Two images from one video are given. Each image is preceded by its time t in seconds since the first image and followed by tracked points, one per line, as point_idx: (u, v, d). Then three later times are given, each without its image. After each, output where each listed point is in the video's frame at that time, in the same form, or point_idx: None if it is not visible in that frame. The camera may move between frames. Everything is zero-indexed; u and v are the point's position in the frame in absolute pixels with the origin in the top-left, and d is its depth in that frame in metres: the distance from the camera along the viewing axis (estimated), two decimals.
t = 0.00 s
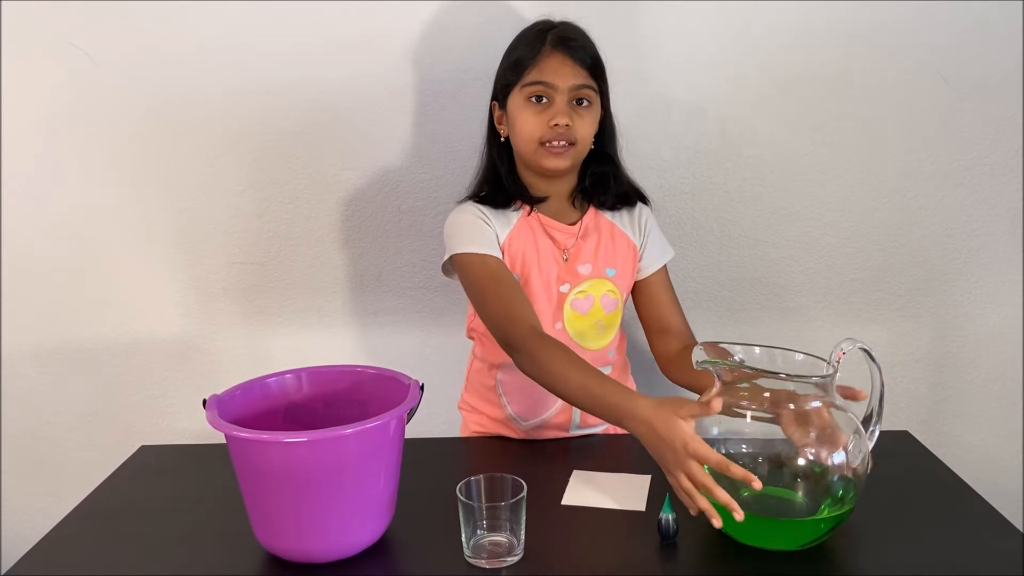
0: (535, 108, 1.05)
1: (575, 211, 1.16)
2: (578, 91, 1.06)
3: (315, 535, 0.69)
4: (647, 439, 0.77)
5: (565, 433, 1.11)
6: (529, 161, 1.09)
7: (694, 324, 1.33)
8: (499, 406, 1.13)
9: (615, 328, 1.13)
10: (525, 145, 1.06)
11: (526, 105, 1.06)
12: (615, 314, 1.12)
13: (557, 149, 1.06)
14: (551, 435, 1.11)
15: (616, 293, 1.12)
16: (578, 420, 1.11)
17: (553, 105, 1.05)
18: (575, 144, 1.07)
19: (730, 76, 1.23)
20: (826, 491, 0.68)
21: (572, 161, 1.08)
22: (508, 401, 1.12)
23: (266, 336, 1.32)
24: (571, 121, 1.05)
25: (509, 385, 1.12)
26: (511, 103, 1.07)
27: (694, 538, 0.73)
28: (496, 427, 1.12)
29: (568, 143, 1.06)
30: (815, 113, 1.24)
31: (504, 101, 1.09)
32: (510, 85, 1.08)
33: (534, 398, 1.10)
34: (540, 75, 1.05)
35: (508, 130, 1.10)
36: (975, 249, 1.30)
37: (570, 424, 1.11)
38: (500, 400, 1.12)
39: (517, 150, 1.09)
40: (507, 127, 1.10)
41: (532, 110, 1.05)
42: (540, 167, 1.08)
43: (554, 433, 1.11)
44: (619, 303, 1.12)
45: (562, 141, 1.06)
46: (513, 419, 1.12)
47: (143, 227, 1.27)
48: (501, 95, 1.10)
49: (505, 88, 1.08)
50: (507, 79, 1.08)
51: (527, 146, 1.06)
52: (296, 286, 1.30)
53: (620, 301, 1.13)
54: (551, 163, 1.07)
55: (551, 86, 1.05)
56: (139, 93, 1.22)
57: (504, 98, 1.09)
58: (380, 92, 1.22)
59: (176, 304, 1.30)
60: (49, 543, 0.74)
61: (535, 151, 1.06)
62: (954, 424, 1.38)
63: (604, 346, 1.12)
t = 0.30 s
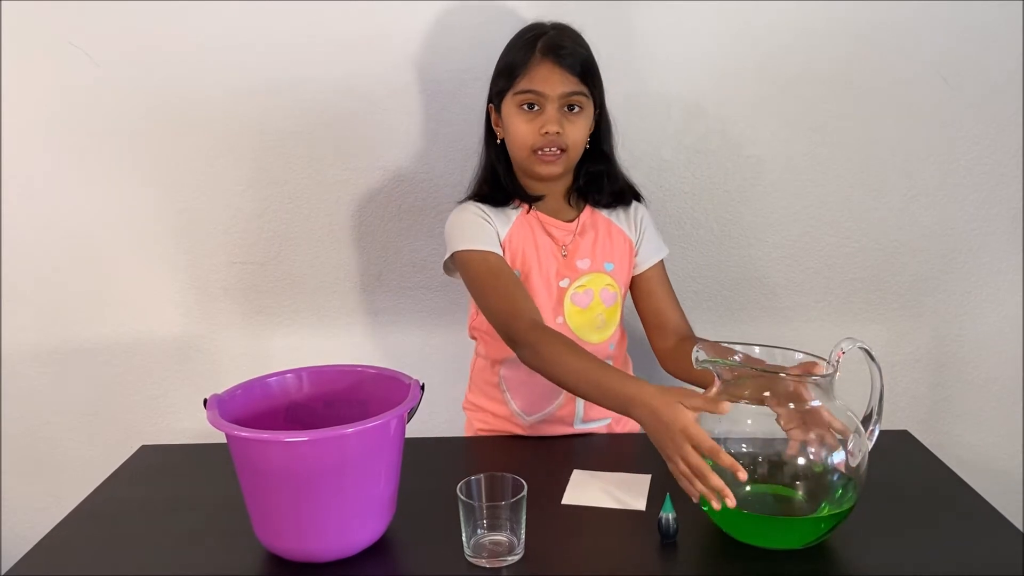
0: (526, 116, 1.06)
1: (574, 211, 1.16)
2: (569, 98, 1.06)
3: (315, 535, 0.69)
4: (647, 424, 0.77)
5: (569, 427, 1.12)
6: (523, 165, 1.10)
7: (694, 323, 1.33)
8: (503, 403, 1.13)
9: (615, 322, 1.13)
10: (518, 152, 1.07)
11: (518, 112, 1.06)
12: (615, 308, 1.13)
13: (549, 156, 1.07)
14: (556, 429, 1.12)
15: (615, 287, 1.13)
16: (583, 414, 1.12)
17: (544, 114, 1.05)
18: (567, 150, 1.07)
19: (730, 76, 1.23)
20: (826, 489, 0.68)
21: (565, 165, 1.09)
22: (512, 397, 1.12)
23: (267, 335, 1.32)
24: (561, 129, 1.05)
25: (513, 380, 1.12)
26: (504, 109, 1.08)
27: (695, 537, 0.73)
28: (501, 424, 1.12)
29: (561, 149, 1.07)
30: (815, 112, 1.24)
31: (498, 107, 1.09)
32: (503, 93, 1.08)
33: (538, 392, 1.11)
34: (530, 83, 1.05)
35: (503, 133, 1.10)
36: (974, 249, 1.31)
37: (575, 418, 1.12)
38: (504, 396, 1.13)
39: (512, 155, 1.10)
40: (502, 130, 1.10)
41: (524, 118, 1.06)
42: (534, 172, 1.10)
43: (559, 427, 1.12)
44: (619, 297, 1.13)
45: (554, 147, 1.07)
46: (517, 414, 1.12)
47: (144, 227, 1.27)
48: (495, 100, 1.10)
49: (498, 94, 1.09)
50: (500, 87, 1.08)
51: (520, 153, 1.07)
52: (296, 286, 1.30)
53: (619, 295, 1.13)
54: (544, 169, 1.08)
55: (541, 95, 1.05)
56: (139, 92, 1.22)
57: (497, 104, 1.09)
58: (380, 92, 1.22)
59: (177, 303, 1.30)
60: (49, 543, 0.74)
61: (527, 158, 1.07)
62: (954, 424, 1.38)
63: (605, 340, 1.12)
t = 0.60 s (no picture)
0: (527, 110, 1.06)
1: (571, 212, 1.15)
2: (571, 94, 1.05)
3: (317, 535, 0.69)
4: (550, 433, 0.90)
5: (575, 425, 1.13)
6: (522, 159, 1.10)
7: (694, 324, 1.34)
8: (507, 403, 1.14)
9: (615, 320, 1.14)
10: (518, 144, 1.07)
11: (519, 106, 1.06)
12: (614, 306, 1.13)
13: (548, 150, 1.06)
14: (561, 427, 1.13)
15: (614, 284, 1.13)
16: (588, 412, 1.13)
17: (544, 108, 1.05)
18: (566, 146, 1.07)
19: (730, 76, 1.23)
20: (827, 489, 0.68)
21: (564, 161, 1.08)
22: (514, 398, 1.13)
23: (268, 335, 1.32)
24: (560, 122, 1.05)
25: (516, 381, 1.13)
26: (507, 103, 1.08)
27: (696, 536, 0.73)
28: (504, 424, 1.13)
29: (559, 144, 1.06)
30: (815, 111, 1.25)
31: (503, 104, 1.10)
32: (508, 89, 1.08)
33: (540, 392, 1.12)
34: (532, 79, 1.06)
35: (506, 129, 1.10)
36: (974, 249, 1.31)
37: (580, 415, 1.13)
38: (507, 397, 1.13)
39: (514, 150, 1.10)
40: (505, 126, 1.11)
41: (524, 111, 1.06)
42: (533, 166, 1.09)
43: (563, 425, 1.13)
44: (618, 295, 1.14)
45: (553, 141, 1.06)
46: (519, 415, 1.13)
47: (145, 226, 1.27)
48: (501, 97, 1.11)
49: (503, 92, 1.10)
50: (505, 84, 1.09)
51: (519, 145, 1.07)
52: (297, 286, 1.30)
53: (618, 293, 1.14)
54: (542, 163, 1.07)
55: (542, 90, 1.05)
56: (139, 92, 1.22)
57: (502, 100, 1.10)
58: (381, 91, 1.23)
59: (178, 303, 1.30)
60: (51, 543, 0.75)
61: (526, 152, 1.07)
62: (954, 424, 1.39)
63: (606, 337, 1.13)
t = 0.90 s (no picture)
0: (523, 118, 1.05)
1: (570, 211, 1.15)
2: (567, 102, 1.04)
3: (319, 534, 0.70)
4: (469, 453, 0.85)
5: (560, 422, 1.14)
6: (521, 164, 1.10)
7: (695, 323, 1.34)
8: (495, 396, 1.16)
9: (607, 319, 1.14)
10: (517, 152, 1.08)
11: (515, 114, 1.06)
12: (607, 306, 1.13)
13: (546, 159, 1.07)
14: (545, 424, 1.14)
15: (608, 284, 1.13)
16: (575, 409, 1.14)
17: (540, 117, 1.05)
18: (563, 153, 1.07)
19: (731, 75, 1.23)
20: (828, 488, 0.69)
21: (562, 167, 1.09)
22: (503, 392, 1.15)
23: (269, 335, 1.32)
24: (557, 132, 1.05)
25: (504, 376, 1.14)
26: (505, 108, 1.08)
27: (698, 535, 0.73)
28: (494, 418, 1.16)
29: (557, 153, 1.07)
30: (815, 111, 1.25)
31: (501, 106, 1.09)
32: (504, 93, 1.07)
33: (527, 387, 1.13)
34: (528, 87, 1.05)
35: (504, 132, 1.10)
36: (974, 248, 1.31)
37: (565, 413, 1.14)
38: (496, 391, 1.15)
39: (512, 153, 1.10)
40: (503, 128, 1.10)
41: (521, 120, 1.05)
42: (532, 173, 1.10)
43: (549, 422, 1.14)
44: (611, 294, 1.14)
45: (551, 150, 1.06)
46: (507, 409, 1.15)
47: (146, 226, 1.27)
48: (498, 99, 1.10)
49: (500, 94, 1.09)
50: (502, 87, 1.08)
51: (518, 153, 1.08)
52: (298, 286, 1.30)
53: (612, 293, 1.14)
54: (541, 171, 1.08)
55: (538, 99, 1.04)
56: (140, 91, 1.22)
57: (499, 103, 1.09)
58: (382, 91, 1.23)
59: (179, 303, 1.30)
60: (53, 543, 0.75)
61: (525, 160, 1.08)
62: (954, 423, 1.39)
63: (596, 336, 1.13)
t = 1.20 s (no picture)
0: (517, 125, 1.04)
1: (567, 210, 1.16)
2: (561, 110, 1.03)
3: (318, 533, 0.70)
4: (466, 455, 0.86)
5: (559, 422, 1.15)
6: (516, 167, 1.10)
7: (695, 323, 1.34)
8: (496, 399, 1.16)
9: (605, 319, 1.14)
10: (511, 156, 1.07)
11: (509, 120, 1.05)
12: (605, 306, 1.14)
13: (541, 165, 1.07)
14: (546, 424, 1.15)
15: (606, 284, 1.14)
16: (574, 409, 1.15)
17: (534, 125, 1.03)
18: (558, 159, 1.06)
19: (731, 74, 1.23)
20: (828, 485, 0.69)
21: (557, 171, 1.08)
22: (503, 395, 1.15)
23: (269, 334, 1.32)
24: (551, 141, 1.04)
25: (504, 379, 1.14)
26: (497, 113, 1.06)
27: (697, 534, 0.73)
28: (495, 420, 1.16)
29: (552, 159, 1.06)
30: (815, 110, 1.25)
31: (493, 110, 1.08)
32: (497, 98, 1.06)
33: (528, 391, 1.13)
34: (521, 95, 1.03)
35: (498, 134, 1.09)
36: (975, 248, 1.31)
37: (565, 413, 1.15)
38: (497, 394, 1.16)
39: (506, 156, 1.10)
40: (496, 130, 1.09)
41: (515, 126, 1.04)
42: (528, 176, 1.10)
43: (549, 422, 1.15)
44: (610, 295, 1.14)
45: (545, 157, 1.06)
46: (508, 411, 1.15)
47: (146, 224, 1.27)
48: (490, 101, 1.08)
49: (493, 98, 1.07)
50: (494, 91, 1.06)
51: (512, 158, 1.07)
52: (298, 286, 1.30)
53: (610, 293, 1.15)
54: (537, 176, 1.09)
55: (531, 108, 1.03)
56: (140, 91, 1.22)
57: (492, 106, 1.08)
58: (381, 90, 1.23)
59: (179, 302, 1.31)
60: (53, 542, 0.75)
61: (519, 165, 1.07)
62: (953, 422, 1.39)
63: (596, 336, 1.14)
